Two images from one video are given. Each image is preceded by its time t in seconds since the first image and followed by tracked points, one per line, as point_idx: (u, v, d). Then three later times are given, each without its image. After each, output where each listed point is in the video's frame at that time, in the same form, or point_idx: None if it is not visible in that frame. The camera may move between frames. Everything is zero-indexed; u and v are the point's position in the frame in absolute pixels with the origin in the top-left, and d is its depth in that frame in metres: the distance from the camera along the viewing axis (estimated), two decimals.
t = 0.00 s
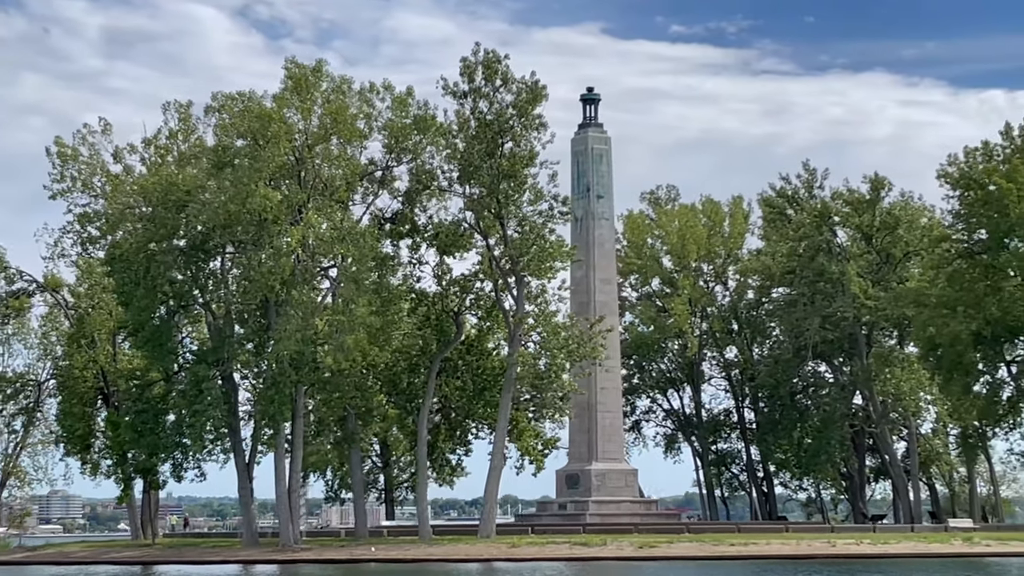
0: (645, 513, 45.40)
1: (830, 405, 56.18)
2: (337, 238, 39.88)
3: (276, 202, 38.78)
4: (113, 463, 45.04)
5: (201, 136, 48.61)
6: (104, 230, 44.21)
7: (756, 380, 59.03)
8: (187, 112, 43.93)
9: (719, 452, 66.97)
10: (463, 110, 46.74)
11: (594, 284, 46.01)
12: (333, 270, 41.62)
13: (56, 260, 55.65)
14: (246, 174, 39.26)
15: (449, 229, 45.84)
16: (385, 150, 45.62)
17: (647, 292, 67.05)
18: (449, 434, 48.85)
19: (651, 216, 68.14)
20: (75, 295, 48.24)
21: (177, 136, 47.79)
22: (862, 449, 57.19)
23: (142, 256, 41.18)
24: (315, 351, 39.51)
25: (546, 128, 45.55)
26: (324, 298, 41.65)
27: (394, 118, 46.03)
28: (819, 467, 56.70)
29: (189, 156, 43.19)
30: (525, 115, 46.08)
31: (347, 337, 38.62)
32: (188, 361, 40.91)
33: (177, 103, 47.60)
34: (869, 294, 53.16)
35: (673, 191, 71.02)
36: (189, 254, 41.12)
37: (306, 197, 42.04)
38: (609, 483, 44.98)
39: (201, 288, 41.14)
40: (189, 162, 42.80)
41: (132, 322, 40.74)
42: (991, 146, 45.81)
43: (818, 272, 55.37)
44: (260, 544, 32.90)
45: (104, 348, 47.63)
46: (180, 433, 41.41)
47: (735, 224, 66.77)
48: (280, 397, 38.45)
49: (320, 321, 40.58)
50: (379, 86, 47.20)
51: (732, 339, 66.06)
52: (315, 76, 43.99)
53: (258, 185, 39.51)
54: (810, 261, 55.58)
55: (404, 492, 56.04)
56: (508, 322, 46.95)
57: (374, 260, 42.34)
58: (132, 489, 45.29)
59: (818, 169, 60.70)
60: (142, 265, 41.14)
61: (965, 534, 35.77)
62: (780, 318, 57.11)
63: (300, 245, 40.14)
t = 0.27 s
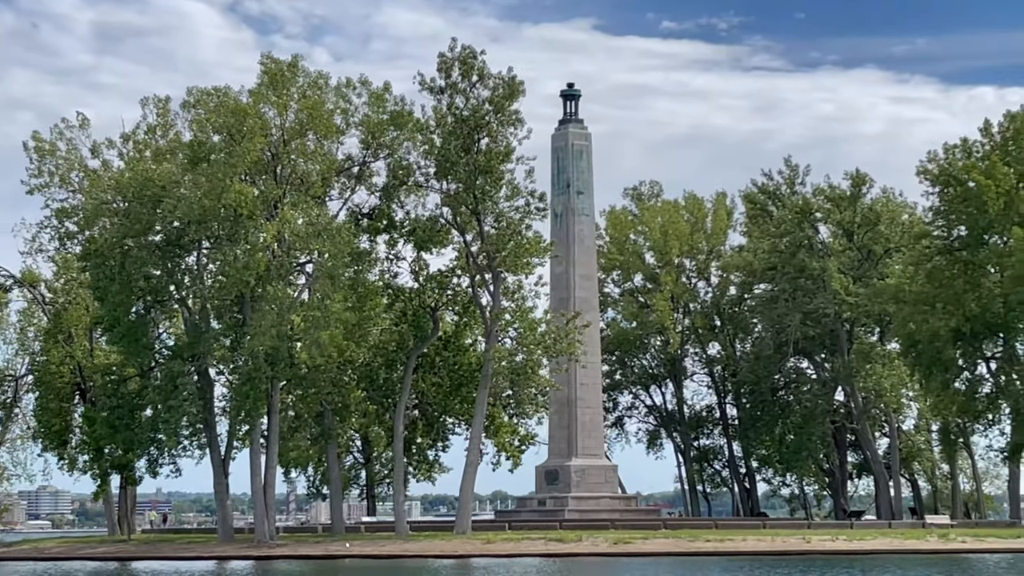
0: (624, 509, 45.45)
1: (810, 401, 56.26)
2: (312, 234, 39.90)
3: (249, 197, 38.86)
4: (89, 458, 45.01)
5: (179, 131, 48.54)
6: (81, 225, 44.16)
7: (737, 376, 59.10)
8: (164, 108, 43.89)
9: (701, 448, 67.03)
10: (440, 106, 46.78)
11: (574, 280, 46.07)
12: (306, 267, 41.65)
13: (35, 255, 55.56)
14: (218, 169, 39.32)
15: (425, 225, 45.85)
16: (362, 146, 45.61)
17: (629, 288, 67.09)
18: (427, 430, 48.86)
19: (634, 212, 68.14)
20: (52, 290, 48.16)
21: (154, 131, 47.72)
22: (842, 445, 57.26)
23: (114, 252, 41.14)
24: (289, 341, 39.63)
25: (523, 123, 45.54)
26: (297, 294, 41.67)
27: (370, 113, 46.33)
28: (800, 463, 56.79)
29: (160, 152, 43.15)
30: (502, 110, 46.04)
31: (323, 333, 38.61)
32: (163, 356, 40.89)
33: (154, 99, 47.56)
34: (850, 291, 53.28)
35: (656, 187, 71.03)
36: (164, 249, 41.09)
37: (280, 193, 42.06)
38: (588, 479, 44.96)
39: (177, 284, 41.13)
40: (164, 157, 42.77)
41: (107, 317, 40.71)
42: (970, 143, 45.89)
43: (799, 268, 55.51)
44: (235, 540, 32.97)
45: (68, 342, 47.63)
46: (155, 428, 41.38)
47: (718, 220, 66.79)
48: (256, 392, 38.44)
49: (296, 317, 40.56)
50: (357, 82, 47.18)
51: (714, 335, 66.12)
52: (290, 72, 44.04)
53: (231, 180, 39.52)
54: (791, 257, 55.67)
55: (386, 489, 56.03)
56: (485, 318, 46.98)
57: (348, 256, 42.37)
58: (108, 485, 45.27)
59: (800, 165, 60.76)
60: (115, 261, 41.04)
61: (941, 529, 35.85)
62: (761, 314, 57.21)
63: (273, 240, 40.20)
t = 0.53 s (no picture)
0: (608, 506, 45.50)
1: (796, 397, 56.34)
2: (293, 230, 39.93)
3: (228, 193, 38.95)
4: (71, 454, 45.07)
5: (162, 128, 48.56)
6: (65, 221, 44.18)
7: (724, 372, 59.18)
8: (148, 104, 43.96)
9: (688, 444, 67.08)
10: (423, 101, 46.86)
11: (559, 277, 46.05)
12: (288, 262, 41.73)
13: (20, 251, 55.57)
14: (197, 165, 39.40)
15: (407, 221, 45.89)
16: (344, 142, 45.64)
17: (617, 284, 67.12)
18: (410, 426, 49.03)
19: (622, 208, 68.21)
20: (36, 286, 48.19)
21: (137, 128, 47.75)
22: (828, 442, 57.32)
23: (95, 249, 41.20)
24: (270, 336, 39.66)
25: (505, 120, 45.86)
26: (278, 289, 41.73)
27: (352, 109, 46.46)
28: (786, 460, 56.87)
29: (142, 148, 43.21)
30: (485, 106, 46.16)
31: (303, 328, 38.63)
32: (143, 352, 40.94)
33: (139, 95, 47.63)
34: (836, 287, 53.39)
35: (645, 183, 71.03)
36: (145, 245, 41.13)
37: (262, 189, 42.10)
38: (573, 475, 45.22)
39: (158, 280, 41.16)
40: (147, 153, 42.84)
41: (87, 313, 40.76)
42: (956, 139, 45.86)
43: (786, 265, 55.65)
44: (215, 536, 33.08)
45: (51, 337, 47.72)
46: (135, 424, 41.43)
47: (706, 216, 66.80)
48: (236, 388, 38.46)
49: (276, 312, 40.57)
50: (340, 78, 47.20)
51: (703, 332, 66.18)
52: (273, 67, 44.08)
53: (210, 176, 39.58)
54: (778, 253, 55.75)
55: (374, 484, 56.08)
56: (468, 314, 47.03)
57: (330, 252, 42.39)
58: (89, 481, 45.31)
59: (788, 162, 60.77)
60: (95, 257, 41.12)
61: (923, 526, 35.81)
62: (748, 311, 57.31)
63: (253, 236, 40.30)
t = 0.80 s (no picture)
0: (599, 504, 45.51)
1: (789, 395, 56.45)
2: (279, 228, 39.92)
3: (214, 190, 38.96)
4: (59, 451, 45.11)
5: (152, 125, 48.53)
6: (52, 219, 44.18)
7: (717, 370, 59.21)
8: (136, 101, 43.94)
9: (682, 442, 67.10)
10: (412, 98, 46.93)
11: (550, 275, 46.02)
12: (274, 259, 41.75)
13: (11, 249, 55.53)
14: (183, 163, 39.40)
15: (395, 218, 45.99)
16: (332, 139, 45.69)
17: (610, 282, 67.06)
18: (397, 425, 49.78)
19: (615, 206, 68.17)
20: (24, 284, 48.22)
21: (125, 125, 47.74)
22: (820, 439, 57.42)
23: (81, 246, 41.19)
24: (257, 334, 39.66)
25: (493, 118, 45.96)
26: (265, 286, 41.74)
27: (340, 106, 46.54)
28: (779, 457, 56.96)
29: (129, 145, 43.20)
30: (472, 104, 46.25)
31: (291, 326, 38.64)
32: (131, 350, 41.01)
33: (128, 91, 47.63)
34: (829, 286, 53.49)
35: (638, 180, 71.00)
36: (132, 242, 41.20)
37: (248, 186, 42.09)
38: (563, 473, 45.30)
39: (144, 277, 41.23)
40: (134, 150, 42.82)
41: (75, 311, 40.83)
42: (947, 137, 45.85)
43: (778, 263, 55.68)
44: (202, 533, 33.07)
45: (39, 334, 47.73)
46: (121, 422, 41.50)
47: (699, 213, 66.72)
48: (224, 385, 38.50)
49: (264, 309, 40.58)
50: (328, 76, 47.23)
51: (697, 329, 66.19)
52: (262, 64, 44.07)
53: (196, 173, 39.57)
54: (769, 251, 55.81)
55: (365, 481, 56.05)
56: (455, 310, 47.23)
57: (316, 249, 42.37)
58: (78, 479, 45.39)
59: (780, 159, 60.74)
60: (82, 255, 41.12)
61: (912, 524, 35.80)
62: (740, 309, 57.40)
63: (240, 234, 40.32)
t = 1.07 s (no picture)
0: (593, 502, 45.57)
1: (785, 394, 56.46)
2: (270, 227, 39.95)
3: (203, 188, 39.05)
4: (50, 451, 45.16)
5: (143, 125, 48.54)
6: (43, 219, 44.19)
7: (713, 368, 59.21)
8: (128, 100, 44.00)
9: (679, 441, 67.09)
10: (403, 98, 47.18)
11: (544, 273, 46.05)
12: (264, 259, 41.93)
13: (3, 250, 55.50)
14: (172, 162, 39.45)
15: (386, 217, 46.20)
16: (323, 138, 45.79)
17: (608, 281, 67.01)
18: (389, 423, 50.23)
19: (612, 205, 68.14)
20: (16, 283, 48.24)
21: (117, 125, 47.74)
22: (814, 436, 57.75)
23: (71, 245, 41.23)
24: (248, 333, 39.69)
25: (486, 117, 46.01)
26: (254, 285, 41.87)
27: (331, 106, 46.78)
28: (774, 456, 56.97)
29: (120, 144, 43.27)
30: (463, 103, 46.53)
31: (284, 325, 38.67)
32: (121, 349, 41.08)
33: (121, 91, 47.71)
34: (824, 284, 53.59)
35: (635, 179, 70.98)
36: (122, 242, 41.26)
37: (238, 185, 42.10)
38: (558, 472, 45.38)
39: (134, 276, 41.30)
40: (125, 149, 42.88)
41: (65, 310, 40.90)
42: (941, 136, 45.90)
43: (774, 261, 55.74)
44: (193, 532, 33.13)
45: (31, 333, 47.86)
46: (111, 421, 41.56)
47: (695, 212, 66.64)
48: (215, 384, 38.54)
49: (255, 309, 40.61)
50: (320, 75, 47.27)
51: (695, 328, 66.20)
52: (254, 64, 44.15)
53: (185, 172, 39.63)
54: (766, 249, 55.85)
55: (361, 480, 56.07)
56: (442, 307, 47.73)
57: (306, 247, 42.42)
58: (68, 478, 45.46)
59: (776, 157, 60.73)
60: (71, 254, 41.17)
61: (903, 522, 35.82)
62: (736, 308, 57.41)
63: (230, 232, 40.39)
